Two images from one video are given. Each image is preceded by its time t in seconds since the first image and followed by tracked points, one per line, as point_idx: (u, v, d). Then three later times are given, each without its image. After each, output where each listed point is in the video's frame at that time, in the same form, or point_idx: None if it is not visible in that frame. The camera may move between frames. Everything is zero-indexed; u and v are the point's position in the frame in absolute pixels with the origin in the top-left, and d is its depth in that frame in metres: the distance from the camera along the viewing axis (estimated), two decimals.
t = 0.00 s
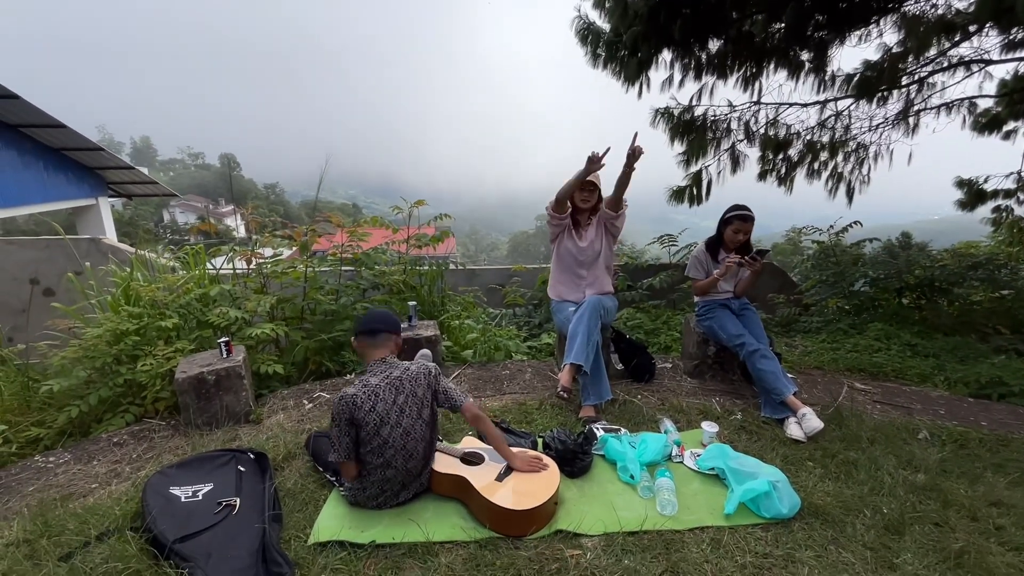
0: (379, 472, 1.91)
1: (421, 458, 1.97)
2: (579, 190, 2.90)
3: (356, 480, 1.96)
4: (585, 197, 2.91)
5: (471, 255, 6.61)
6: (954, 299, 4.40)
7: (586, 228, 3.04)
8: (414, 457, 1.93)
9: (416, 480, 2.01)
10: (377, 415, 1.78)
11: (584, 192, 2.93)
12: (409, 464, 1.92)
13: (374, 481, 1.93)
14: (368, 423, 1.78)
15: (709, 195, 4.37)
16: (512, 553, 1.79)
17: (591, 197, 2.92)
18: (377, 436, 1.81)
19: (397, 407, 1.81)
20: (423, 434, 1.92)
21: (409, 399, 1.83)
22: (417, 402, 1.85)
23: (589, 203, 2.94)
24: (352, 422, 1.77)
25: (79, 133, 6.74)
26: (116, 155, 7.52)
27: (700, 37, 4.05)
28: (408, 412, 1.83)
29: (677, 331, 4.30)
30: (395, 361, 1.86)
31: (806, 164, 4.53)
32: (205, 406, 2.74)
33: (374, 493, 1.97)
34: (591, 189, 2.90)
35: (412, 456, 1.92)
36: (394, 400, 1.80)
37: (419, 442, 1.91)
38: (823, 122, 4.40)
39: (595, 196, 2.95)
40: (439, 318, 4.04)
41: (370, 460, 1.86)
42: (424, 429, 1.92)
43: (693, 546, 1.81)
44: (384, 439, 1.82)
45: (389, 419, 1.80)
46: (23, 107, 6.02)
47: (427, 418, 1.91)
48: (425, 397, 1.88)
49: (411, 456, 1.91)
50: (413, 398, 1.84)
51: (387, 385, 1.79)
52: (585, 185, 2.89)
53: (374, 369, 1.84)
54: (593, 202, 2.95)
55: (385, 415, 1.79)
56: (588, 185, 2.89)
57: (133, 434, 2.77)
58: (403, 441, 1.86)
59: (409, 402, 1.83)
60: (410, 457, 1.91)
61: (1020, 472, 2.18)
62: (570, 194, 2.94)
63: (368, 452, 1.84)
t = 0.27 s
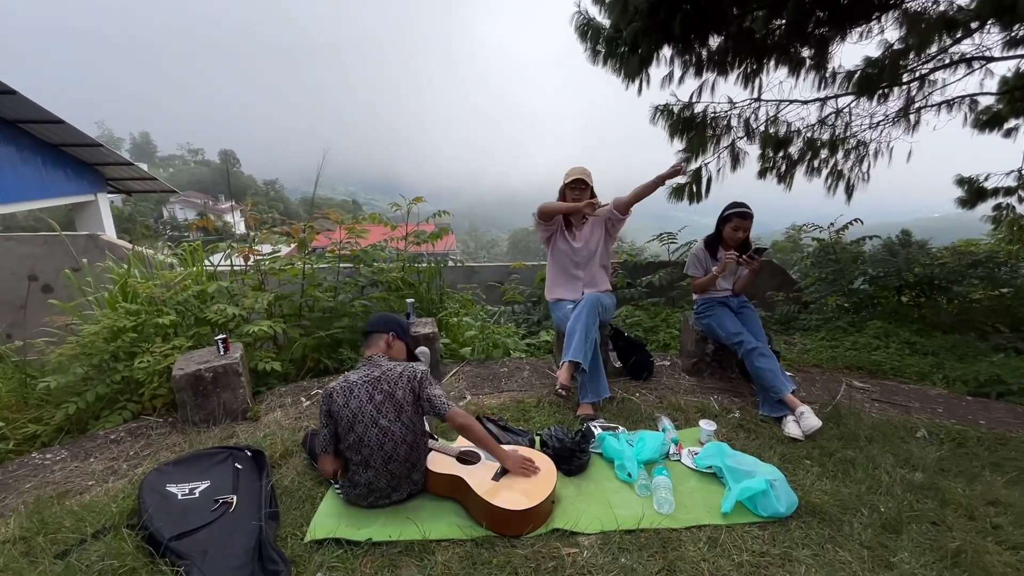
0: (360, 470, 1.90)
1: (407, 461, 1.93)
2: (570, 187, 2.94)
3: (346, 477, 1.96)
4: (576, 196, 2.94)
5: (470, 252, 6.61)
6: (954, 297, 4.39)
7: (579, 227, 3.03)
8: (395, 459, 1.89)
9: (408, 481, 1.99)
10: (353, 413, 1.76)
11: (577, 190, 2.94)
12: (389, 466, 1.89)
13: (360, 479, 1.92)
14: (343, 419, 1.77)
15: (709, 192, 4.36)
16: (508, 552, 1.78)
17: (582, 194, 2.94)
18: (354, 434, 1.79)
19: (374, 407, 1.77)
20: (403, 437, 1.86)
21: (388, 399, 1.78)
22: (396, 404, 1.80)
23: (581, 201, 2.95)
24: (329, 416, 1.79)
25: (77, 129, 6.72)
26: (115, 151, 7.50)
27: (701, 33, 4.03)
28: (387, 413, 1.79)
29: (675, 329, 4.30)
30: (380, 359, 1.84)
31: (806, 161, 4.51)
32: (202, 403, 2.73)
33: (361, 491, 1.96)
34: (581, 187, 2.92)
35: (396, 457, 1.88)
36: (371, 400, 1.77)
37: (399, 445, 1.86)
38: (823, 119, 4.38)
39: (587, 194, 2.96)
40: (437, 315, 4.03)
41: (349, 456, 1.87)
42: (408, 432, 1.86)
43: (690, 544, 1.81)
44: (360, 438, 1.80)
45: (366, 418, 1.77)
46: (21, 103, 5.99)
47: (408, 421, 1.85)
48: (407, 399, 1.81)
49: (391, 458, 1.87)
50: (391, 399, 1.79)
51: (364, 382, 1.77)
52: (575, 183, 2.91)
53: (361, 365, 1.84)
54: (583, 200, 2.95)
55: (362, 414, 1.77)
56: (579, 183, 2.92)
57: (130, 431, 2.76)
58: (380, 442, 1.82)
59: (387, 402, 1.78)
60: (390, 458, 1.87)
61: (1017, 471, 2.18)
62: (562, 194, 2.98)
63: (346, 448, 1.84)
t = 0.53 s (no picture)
0: (356, 465, 1.90)
1: (403, 457, 1.93)
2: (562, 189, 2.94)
3: (343, 472, 1.97)
4: (570, 198, 2.93)
5: (468, 249, 6.61)
6: (949, 295, 4.41)
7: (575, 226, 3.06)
8: (391, 455, 1.89)
9: (404, 477, 1.99)
10: (351, 407, 1.76)
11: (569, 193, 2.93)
12: (385, 462, 1.89)
13: (356, 475, 1.93)
14: (340, 414, 1.78)
15: (706, 190, 4.37)
16: (505, 546, 1.79)
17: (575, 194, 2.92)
18: (351, 429, 1.80)
19: (371, 403, 1.77)
20: (400, 434, 1.86)
21: (385, 395, 1.78)
22: (393, 400, 1.80)
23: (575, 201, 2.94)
24: (327, 410, 1.79)
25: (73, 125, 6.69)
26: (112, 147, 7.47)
27: (699, 31, 4.04)
28: (384, 409, 1.79)
29: (673, 326, 4.31)
30: (380, 355, 1.84)
31: (804, 160, 4.52)
32: (199, 398, 2.72)
33: (357, 487, 1.96)
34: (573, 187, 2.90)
35: (392, 453, 1.88)
36: (369, 395, 1.77)
37: (396, 441, 1.86)
38: (821, 118, 4.39)
39: (581, 194, 2.95)
40: (435, 312, 4.03)
41: (346, 451, 1.87)
42: (405, 429, 1.86)
43: (686, 539, 1.81)
44: (356, 433, 1.80)
45: (364, 413, 1.77)
46: (16, 98, 5.96)
47: (406, 418, 1.85)
48: (405, 396, 1.81)
49: (387, 453, 1.87)
50: (389, 395, 1.79)
51: (362, 377, 1.77)
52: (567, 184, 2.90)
53: (360, 360, 1.85)
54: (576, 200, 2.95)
55: (360, 409, 1.77)
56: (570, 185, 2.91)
57: (126, 426, 2.76)
58: (377, 438, 1.82)
59: (385, 398, 1.78)
60: (386, 454, 1.87)
61: (1011, 467, 2.19)
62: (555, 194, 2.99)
63: (343, 443, 1.84)
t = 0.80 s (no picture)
0: (354, 465, 1.90)
1: (401, 459, 1.92)
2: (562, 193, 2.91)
3: (340, 472, 1.96)
4: (569, 202, 2.90)
5: (464, 249, 6.61)
6: (943, 296, 4.44)
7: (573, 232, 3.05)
8: (389, 456, 1.88)
9: (401, 478, 1.99)
10: (350, 408, 1.76)
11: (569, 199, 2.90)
12: (383, 462, 1.88)
13: (354, 475, 1.92)
14: (340, 414, 1.77)
15: (702, 191, 4.38)
16: (502, 546, 1.79)
17: (574, 198, 2.88)
18: (350, 429, 1.79)
19: (371, 404, 1.77)
20: (399, 435, 1.85)
21: (385, 396, 1.77)
22: (393, 402, 1.79)
23: (573, 206, 2.91)
24: (326, 410, 1.78)
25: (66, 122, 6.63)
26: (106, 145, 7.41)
27: (696, 32, 4.05)
28: (384, 410, 1.78)
29: (668, 326, 4.32)
30: (380, 356, 1.84)
31: (799, 161, 4.55)
32: (194, 398, 2.71)
33: (354, 487, 1.95)
34: (572, 192, 2.87)
35: (391, 454, 1.88)
36: (368, 396, 1.76)
37: (394, 442, 1.86)
38: (816, 119, 4.42)
39: (581, 198, 2.91)
40: (431, 311, 4.03)
41: (344, 451, 1.86)
42: (403, 431, 1.86)
43: (682, 539, 1.82)
44: (355, 433, 1.80)
45: (363, 414, 1.77)
46: (8, 95, 5.90)
47: (405, 419, 1.84)
48: (405, 397, 1.80)
49: (385, 454, 1.87)
50: (389, 397, 1.78)
51: (362, 378, 1.76)
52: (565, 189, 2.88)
53: (361, 360, 1.84)
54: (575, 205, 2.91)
55: (359, 410, 1.76)
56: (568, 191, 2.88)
57: (120, 426, 2.74)
58: (376, 438, 1.82)
59: (385, 399, 1.77)
60: (384, 455, 1.87)
61: (1003, 467, 2.21)
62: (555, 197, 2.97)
63: (341, 442, 1.84)
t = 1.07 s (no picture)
0: (348, 466, 1.89)
1: (395, 460, 1.91)
2: (562, 196, 2.89)
3: (333, 473, 1.96)
4: (570, 206, 2.89)
5: (458, 250, 6.61)
6: (933, 298, 4.48)
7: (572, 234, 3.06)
8: (383, 457, 1.88)
9: (395, 480, 1.98)
10: (346, 408, 1.75)
11: (570, 202, 2.89)
12: (376, 463, 1.88)
13: (347, 476, 1.92)
14: (334, 414, 1.76)
15: (696, 193, 4.40)
16: (495, 548, 1.79)
17: (575, 204, 2.87)
18: (345, 430, 1.78)
19: (367, 404, 1.76)
20: (393, 436, 1.85)
21: (381, 397, 1.77)
22: (389, 402, 1.78)
23: (574, 211, 2.90)
24: (321, 409, 1.77)
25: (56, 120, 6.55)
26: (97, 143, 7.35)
27: (690, 34, 4.07)
28: (379, 411, 1.78)
29: (663, 327, 4.34)
30: (377, 356, 1.84)
31: (792, 163, 4.58)
32: (185, 399, 2.69)
33: (348, 489, 1.95)
34: (573, 198, 2.85)
35: (384, 455, 1.87)
36: (364, 396, 1.75)
37: (389, 444, 1.85)
38: (809, 121, 4.45)
39: (581, 204, 2.90)
40: (426, 312, 4.02)
41: (337, 451, 1.86)
42: (398, 432, 1.85)
43: (675, 540, 1.83)
44: (349, 434, 1.79)
45: (358, 414, 1.76)
46: None
47: (400, 420, 1.83)
48: (401, 398, 1.80)
49: (379, 456, 1.86)
50: (385, 397, 1.77)
51: (359, 377, 1.76)
52: (566, 192, 2.85)
53: (358, 360, 1.84)
54: (576, 209, 2.90)
55: (355, 410, 1.75)
56: (570, 195, 2.86)
57: (111, 428, 2.71)
58: (370, 439, 1.81)
59: (381, 399, 1.77)
60: (378, 456, 1.86)
61: (992, 467, 2.24)
62: (555, 201, 2.95)
63: (335, 442, 1.83)
